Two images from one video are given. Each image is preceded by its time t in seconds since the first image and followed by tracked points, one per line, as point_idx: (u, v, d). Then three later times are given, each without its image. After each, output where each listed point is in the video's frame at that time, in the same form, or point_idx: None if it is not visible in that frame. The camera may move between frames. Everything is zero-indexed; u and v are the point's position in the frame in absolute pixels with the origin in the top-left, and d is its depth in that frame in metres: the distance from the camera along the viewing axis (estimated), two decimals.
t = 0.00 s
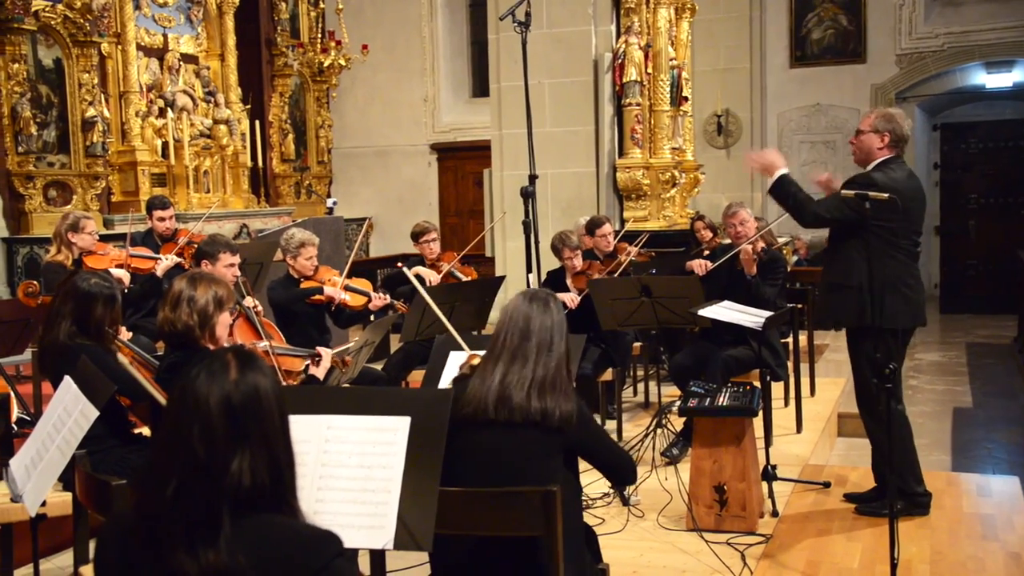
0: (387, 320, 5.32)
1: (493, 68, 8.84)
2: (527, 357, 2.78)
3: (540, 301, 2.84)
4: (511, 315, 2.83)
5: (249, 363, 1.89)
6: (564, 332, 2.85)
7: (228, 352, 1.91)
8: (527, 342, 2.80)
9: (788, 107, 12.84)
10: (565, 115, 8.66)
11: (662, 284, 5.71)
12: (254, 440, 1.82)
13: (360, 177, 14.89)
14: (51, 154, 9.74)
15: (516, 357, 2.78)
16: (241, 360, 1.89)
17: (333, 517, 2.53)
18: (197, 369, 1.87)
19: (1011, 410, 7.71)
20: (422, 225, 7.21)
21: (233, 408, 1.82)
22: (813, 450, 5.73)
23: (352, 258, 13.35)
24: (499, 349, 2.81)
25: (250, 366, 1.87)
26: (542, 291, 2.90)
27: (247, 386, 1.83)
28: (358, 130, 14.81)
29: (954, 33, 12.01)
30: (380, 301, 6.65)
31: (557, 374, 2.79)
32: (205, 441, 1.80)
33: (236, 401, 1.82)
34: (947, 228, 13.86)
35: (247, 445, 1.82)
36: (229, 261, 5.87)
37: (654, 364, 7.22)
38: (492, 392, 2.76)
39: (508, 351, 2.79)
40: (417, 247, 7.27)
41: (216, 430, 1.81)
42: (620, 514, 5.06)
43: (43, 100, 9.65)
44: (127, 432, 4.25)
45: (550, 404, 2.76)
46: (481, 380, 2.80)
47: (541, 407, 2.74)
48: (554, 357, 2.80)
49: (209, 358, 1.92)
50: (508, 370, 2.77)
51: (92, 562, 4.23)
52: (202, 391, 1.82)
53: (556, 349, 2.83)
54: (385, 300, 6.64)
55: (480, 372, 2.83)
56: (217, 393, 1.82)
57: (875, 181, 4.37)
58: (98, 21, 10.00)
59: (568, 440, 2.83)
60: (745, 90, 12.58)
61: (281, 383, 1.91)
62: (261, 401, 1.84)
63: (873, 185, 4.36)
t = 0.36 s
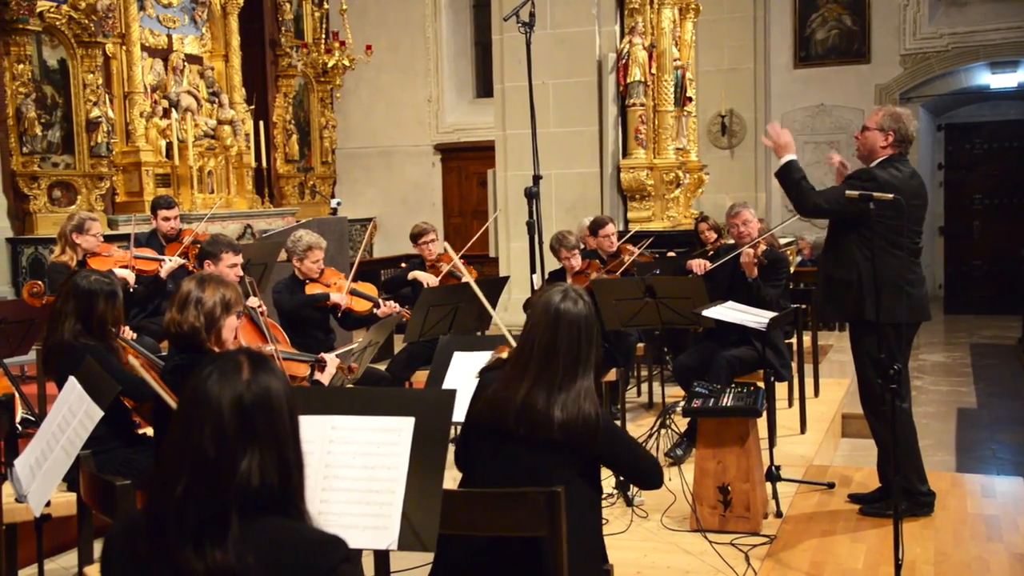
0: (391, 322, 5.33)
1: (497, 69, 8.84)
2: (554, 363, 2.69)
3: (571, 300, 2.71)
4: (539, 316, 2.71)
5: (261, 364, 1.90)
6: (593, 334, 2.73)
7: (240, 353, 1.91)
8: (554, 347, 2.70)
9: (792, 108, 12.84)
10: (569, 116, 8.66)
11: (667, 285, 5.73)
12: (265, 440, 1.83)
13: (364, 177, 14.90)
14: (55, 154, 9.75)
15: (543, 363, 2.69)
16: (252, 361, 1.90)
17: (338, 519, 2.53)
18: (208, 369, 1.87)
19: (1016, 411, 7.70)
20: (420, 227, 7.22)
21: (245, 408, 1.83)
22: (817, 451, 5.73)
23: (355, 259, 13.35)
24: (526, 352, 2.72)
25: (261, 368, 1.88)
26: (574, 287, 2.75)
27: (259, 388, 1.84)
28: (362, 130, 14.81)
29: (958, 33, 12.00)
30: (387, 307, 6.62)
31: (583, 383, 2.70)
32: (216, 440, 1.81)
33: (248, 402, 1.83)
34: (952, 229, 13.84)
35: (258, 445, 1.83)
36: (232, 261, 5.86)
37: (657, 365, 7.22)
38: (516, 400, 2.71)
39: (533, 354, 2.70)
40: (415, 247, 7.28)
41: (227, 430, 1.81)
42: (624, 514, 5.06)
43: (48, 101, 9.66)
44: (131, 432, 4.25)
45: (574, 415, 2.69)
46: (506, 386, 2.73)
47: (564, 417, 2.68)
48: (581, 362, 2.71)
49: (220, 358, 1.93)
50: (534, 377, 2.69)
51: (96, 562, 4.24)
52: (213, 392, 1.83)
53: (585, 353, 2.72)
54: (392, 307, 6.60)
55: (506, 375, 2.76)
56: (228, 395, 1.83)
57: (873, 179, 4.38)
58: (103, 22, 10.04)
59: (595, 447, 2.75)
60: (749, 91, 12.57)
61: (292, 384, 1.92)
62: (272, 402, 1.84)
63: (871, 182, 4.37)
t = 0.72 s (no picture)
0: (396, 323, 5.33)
1: (501, 70, 8.84)
2: (555, 374, 2.66)
3: (564, 307, 2.68)
4: (535, 327, 2.68)
5: (273, 367, 1.90)
6: (593, 340, 2.69)
7: (252, 355, 1.92)
8: (551, 356, 2.66)
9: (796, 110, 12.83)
10: (573, 118, 8.65)
11: (672, 288, 5.71)
12: (277, 443, 1.84)
13: (368, 179, 14.90)
14: (60, 156, 9.75)
15: (543, 373, 2.67)
16: (264, 363, 1.91)
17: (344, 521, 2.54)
18: (222, 371, 1.88)
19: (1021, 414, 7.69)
20: (419, 228, 7.22)
21: (256, 410, 1.84)
22: (821, 454, 5.72)
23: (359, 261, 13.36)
24: (524, 363, 2.69)
25: (274, 370, 1.89)
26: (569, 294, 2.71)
27: (271, 390, 1.85)
28: (366, 132, 14.82)
29: (963, 35, 11.99)
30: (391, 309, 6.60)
31: (585, 393, 2.67)
32: (227, 442, 1.82)
33: (259, 404, 1.84)
34: (955, 231, 13.83)
35: (270, 448, 1.83)
36: (234, 262, 5.88)
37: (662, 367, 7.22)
38: (521, 415, 2.69)
39: (531, 364, 2.68)
40: (415, 250, 7.29)
41: (239, 432, 1.82)
42: (628, 517, 5.06)
43: (53, 103, 9.66)
44: (135, 433, 4.26)
45: (579, 426, 2.65)
46: (510, 400, 2.71)
47: (569, 430, 2.65)
48: (580, 369, 2.66)
49: (231, 360, 1.94)
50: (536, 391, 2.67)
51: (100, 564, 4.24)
52: (226, 393, 1.84)
53: (584, 360, 2.68)
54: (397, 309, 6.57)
55: (509, 387, 2.74)
56: (241, 397, 1.83)
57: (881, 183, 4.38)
58: (107, 24, 10.06)
59: (604, 457, 2.70)
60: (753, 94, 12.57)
61: (302, 386, 1.93)
62: (284, 404, 1.86)
63: (881, 189, 4.36)
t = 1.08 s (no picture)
0: (404, 322, 5.34)
1: (510, 71, 8.84)
2: (547, 371, 2.68)
3: (555, 303, 2.71)
4: (527, 326, 2.71)
5: (286, 367, 1.91)
6: (584, 337, 2.71)
7: (266, 355, 1.93)
8: (543, 352, 2.69)
9: (805, 110, 12.80)
10: (581, 118, 8.65)
11: (681, 287, 5.72)
12: (290, 442, 1.85)
13: (376, 179, 14.91)
14: (70, 156, 9.77)
15: (536, 372, 2.69)
16: (278, 363, 1.91)
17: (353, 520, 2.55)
18: (235, 370, 1.89)
19: None
20: (428, 228, 7.23)
21: (269, 410, 1.85)
22: (831, 454, 5.71)
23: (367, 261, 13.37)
24: (518, 362, 2.72)
25: (287, 370, 1.90)
26: (558, 292, 2.74)
27: (284, 389, 1.86)
28: (374, 133, 14.84)
29: (973, 34, 11.95)
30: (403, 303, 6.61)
31: (580, 391, 2.68)
32: (240, 441, 1.82)
33: (272, 403, 1.85)
34: (965, 231, 13.78)
35: (282, 447, 1.84)
36: (245, 263, 5.88)
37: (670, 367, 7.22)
38: (517, 415, 2.70)
39: (525, 361, 2.71)
40: (423, 249, 7.29)
41: (252, 431, 1.83)
42: (637, 517, 5.06)
43: (63, 103, 9.69)
44: (144, 433, 4.27)
45: (576, 424, 2.66)
46: (507, 400, 2.73)
47: (566, 428, 2.66)
48: (572, 366, 2.68)
49: (244, 360, 1.94)
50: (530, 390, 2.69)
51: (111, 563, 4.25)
52: (239, 393, 1.84)
53: (577, 356, 2.70)
54: (408, 302, 6.57)
55: (505, 388, 2.77)
56: (254, 395, 1.85)
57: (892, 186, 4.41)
58: (117, 24, 10.10)
59: (600, 458, 2.71)
60: (762, 94, 12.55)
61: (315, 386, 1.94)
62: (296, 403, 1.87)
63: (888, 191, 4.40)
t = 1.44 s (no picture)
0: (413, 323, 5.36)
1: (520, 70, 8.84)
2: (546, 366, 2.68)
3: (546, 299, 2.71)
4: (520, 324, 2.71)
5: (295, 366, 1.91)
6: (578, 330, 2.72)
7: (275, 354, 1.93)
8: (537, 348, 2.69)
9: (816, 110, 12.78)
10: (591, 118, 8.64)
11: (690, 288, 5.70)
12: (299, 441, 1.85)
13: (386, 179, 14.92)
14: (81, 156, 9.79)
15: (533, 368, 2.69)
16: (287, 362, 1.91)
17: (362, 519, 2.54)
18: (244, 368, 1.89)
19: None
20: (440, 227, 7.24)
21: (278, 408, 1.84)
22: (841, 454, 5.70)
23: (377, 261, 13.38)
24: (513, 360, 2.71)
25: (296, 369, 1.90)
26: (549, 289, 2.74)
27: (294, 389, 1.86)
28: (384, 131, 14.86)
29: (985, 34, 11.92)
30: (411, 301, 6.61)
31: (578, 383, 2.69)
32: (249, 440, 1.82)
33: (281, 402, 1.85)
34: (976, 232, 13.73)
35: (292, 446, 1.84)
36: (256, 262, 5.90)
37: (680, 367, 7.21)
38: (516, 411, 2.71)
39: (520, 357, 2.70)
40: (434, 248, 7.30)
41: (261, 430, 1.83)
42: (646, 517, 5.05)
43: (75, 103, 9.71)
44: (155, 432, 4.29)
45: (576, 417, 2.67)
46: (505, 397, 2.73)
47: (567, 423, 2.67)
48: (569, 359, 2.69)
49: (253, 359, 1.94)
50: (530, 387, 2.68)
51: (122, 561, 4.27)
52: (249, 392, 1.84)
53: (573, 350, 2.70)
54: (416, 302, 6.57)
55: (501, 385, 2.77)
56: (263, 395, 1.84)
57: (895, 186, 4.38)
58: (128, 24, 10.12)
59: (601, 453, 2.73)
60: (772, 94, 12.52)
61: (324, 385, 1.94)
62: (306, 403, 1.87)
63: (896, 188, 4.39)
